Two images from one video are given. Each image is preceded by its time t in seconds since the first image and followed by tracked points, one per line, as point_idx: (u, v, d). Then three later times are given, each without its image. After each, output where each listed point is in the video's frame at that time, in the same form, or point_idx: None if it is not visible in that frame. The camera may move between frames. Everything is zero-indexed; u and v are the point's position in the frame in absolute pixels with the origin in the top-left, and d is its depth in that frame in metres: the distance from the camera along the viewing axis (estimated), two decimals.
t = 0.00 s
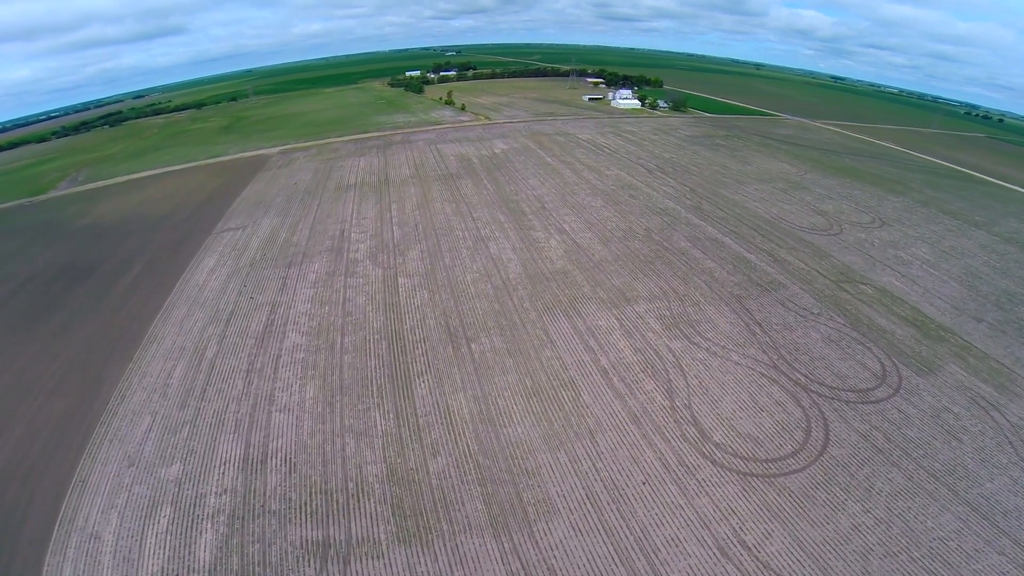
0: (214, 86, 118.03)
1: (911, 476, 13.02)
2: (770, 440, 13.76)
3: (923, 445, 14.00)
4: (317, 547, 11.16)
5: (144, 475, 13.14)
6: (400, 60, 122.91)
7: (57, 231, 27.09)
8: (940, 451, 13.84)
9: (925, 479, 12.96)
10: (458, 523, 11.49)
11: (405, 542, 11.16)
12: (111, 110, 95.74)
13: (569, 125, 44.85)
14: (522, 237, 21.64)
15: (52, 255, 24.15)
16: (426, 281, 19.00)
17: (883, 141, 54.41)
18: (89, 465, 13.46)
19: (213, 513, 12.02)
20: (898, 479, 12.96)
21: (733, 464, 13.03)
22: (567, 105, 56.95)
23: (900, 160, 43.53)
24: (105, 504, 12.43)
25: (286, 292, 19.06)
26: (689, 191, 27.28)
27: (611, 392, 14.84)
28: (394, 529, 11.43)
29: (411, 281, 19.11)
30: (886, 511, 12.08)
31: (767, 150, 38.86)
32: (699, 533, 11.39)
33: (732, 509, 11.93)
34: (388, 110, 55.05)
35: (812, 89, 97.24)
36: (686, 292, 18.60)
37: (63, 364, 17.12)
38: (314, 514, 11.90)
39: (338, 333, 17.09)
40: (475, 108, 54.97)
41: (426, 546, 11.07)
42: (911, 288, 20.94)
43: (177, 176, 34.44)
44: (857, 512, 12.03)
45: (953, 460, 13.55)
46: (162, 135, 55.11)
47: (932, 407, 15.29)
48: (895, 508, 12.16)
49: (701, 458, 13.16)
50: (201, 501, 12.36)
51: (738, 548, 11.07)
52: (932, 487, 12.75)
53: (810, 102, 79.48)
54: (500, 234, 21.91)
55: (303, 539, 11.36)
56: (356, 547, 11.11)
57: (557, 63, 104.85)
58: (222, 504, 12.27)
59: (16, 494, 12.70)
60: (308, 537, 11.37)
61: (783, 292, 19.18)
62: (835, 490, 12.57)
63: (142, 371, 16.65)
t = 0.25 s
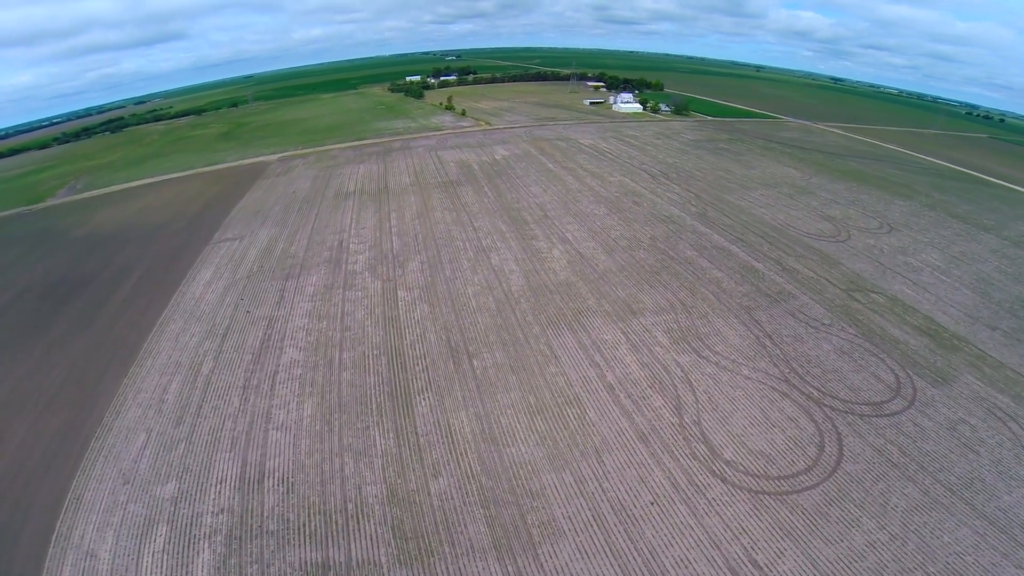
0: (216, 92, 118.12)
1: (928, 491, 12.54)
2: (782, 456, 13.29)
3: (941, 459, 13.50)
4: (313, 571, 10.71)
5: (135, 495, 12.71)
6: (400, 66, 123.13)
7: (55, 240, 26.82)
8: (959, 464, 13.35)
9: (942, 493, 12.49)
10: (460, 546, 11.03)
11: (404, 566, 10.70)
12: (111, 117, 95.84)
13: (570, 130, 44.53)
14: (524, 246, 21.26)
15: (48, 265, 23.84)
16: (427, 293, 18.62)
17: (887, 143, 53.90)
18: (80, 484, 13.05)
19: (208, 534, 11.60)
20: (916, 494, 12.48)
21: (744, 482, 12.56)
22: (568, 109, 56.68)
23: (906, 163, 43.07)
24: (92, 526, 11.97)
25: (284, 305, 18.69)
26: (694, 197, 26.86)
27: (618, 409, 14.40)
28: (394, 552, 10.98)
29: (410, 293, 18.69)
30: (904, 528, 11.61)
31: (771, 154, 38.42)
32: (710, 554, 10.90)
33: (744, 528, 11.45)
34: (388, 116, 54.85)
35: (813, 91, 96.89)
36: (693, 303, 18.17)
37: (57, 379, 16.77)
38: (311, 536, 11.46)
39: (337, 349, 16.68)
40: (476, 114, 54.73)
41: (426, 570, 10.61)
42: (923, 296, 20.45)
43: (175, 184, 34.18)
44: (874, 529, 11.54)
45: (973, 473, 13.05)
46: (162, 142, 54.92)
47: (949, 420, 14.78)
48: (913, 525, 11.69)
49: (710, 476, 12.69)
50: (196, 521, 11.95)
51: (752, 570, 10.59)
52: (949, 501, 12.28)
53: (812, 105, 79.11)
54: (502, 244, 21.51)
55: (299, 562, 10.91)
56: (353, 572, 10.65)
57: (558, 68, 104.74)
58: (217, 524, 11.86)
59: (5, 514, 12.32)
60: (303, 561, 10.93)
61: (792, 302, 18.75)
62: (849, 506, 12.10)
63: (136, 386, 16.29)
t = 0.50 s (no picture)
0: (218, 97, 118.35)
1: (943, 507, 12.08)
2: (794, 475, 12.79)
3: (957, 474, 13.00)
4: None
5: (124, 517, 12.25)
6: (403, 71, 123.30)
7: (53, 248, 26.56)
8: (975, 479, 12.86)
9: (957, 509, 12.02)
10: (460, 570, 10.57)
11: None
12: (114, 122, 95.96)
13: (573, 135, 44.18)
14: (527, 256, 20.86)
15: (45, 274, 23.55)
16: (428, 305, 18.21)
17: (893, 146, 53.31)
18: (67, 504, 12.59)
19: (200, 555, 11.20)
20: (931, 510, 12.01)
21: (755, 501, 12.07)
22: (570, 113, 56.35)
23: (913, 166, 42.51)
24: (76, 549, 11.48)
25: (282, 318, 18.31)
26: (700, 204, 26.37)
27: (624, 426, 13.94)
28: None
29: (410, 306, 18.26)
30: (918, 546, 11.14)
31: (776, 158, 37.90)
32: None
33: (755, 550, 10.98)
34: (390, 120, 54.61)
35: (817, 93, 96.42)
36: (701, 315, 17.69)
37: (51, 391, 16.42)
38: (307, 559, 11.02)
39: (335, 363, 16.27)
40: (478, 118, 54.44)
41: None
42: (936, 305, 19.93)
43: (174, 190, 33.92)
44: (888, 548, 11.07)
45: (989, 489, 12.57)
46: (163, 147, 54.78)
47: (966, 434, 14.26)
48: (928, 543, 11.22)
49: (720, 495, 12.21)
50: (192, 540, 11.58)
51: None
52: (964, 517, 11.82)
53: (815, 107, 78.61)
54: (504, 253, 21.09)
55: None
56: None
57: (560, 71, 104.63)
58: (212, 544, 11.46)
59: None
60: None
61: (802, 314, 18.26)
62: (862, 523, 11.62)
63: (130, 400, 15.90)
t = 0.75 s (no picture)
0: (222, 96, 118.30)
1: (953, 522, 11.70)
2: (803, 491, 12.34)
3: (968, 489, 12.59)
4: None
5: (111, 531, 11.86)
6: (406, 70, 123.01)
7: (50, 249, 26.27)
8: (986, 494, 12.45)
9: (967, 524, 11.64)
10: None
11: None
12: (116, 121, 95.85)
13: (577, 136, 43.72)
14: (529, 262, 20.45)
15: (42, 276, 23.25)
16: (427, 313, 17.81)
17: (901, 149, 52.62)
18: (55, 517, 12.22)
19: (192, 569, 10.86)
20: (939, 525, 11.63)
21: (762, 518, 11.64)
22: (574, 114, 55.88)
23: (921, 169, 41.91)
24: (62, 564, 11.10)
25: (278, 325, 17.94)
26: (706, 208, 25.87)
27: (628, 442, 13.51)
28: None
29: (410, 314, 17.85)
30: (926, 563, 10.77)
31: (783, 161, 37.33)
32: None
33: (762, 570, 10.56)
34: (392, 121, 54.23)
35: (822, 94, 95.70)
36: (709, 326, 17.23)
37: (44, 397, 16.11)
38: None
39: (332, 374, 15.89)
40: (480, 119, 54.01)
41: None
42: (948, 315, 19.43)
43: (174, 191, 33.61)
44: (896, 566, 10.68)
45: (1000, 503, 12.16)
46: (165, 146, 54.55)
47: (979, 448, 13.80)
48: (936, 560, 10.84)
49: (727, 513, 11.77)
50: (185, 553, 11.25)
51: None
52: (973, 533, 11.44)
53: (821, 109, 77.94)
54: (506, 259, 20.66)
55: None
56: None
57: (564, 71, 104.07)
58: (206, 557, 11.12)
59: None
60: None
61: (812, 325, 17.80)
62: (869, 540, 11.22)
63: (124, 409, 15.53)
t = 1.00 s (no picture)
0: (222, 95, 117.81)
1: (961, 536, 11.40)
2: (810, 506, 11.96)
3: (978, 502, 12.26)
4: None
5: (96, 549, 11.45)
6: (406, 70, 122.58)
7: (44, 252, 25.88)
8: (996, 505, 12.13)
9: (975, 538, 11.35)
10: None
11: None
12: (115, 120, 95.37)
13: (578, 136, 43.28)
14: (530, 267, 20.04)
15: (35, 279, 22.89)
16: (425, 321, 17.41)
17: (904, 150, 52.17)
18: (41, 534, 11.82)
19: None
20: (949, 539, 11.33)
21: (767, 534, 11.26)
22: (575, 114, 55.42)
23: (926, 171, 41.48)
24: None
25: (272, 334, 17.56)
26: (711, 212, 25.46)
27: (632, 457, 13.11)
28: None
29: (407, 322, 17.45)
30: None
31: (787, 163, 36.88)
32: None
33: None
34: (391, 121, 53.77)
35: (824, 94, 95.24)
36: (714, 335, 16.83)
37: (34, 406, 15.77)
38: None
39: (328, 385, 15.50)
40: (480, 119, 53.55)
41: None
42: (958, 323, 19.01)
43: (170, 192, 33.24)
44: None
45: (1012, 516, 11.83)
46: (163, 146, 54.10)
47: (990, 459, 13.43)
48: None
49: (732, 529, 11.39)
50: (177, 568, 10.92)
51: None
52: (982, 546, 11.15)
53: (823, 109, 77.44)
54: (506, 265, 20.25)
55: None
56: None
57: (565, 71, 103.44)
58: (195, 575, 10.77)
59: None
60: None
61: (819, 334, 17.41)
62: (878, 556, 10.88)
63: (115, 419, 15.13)
